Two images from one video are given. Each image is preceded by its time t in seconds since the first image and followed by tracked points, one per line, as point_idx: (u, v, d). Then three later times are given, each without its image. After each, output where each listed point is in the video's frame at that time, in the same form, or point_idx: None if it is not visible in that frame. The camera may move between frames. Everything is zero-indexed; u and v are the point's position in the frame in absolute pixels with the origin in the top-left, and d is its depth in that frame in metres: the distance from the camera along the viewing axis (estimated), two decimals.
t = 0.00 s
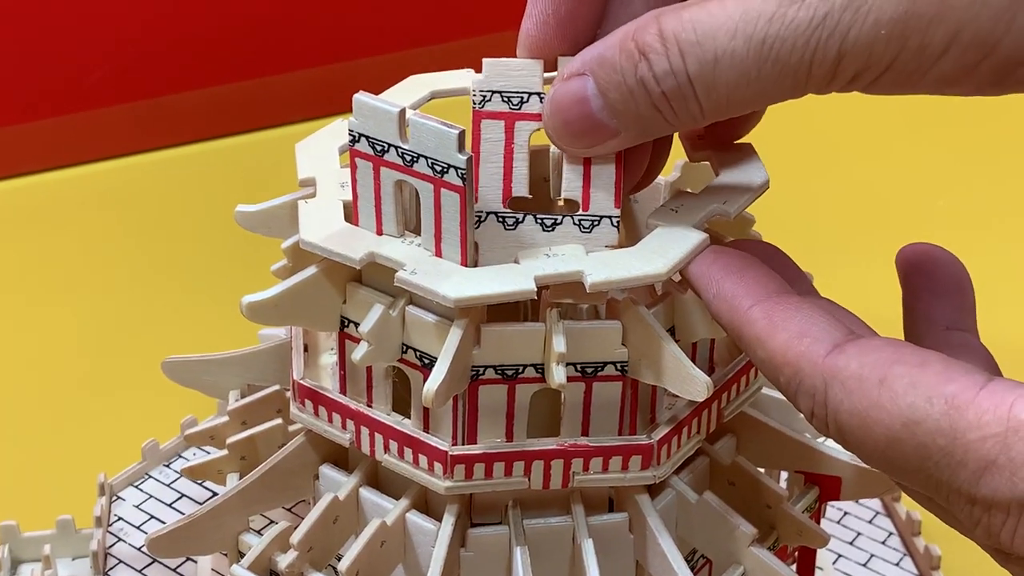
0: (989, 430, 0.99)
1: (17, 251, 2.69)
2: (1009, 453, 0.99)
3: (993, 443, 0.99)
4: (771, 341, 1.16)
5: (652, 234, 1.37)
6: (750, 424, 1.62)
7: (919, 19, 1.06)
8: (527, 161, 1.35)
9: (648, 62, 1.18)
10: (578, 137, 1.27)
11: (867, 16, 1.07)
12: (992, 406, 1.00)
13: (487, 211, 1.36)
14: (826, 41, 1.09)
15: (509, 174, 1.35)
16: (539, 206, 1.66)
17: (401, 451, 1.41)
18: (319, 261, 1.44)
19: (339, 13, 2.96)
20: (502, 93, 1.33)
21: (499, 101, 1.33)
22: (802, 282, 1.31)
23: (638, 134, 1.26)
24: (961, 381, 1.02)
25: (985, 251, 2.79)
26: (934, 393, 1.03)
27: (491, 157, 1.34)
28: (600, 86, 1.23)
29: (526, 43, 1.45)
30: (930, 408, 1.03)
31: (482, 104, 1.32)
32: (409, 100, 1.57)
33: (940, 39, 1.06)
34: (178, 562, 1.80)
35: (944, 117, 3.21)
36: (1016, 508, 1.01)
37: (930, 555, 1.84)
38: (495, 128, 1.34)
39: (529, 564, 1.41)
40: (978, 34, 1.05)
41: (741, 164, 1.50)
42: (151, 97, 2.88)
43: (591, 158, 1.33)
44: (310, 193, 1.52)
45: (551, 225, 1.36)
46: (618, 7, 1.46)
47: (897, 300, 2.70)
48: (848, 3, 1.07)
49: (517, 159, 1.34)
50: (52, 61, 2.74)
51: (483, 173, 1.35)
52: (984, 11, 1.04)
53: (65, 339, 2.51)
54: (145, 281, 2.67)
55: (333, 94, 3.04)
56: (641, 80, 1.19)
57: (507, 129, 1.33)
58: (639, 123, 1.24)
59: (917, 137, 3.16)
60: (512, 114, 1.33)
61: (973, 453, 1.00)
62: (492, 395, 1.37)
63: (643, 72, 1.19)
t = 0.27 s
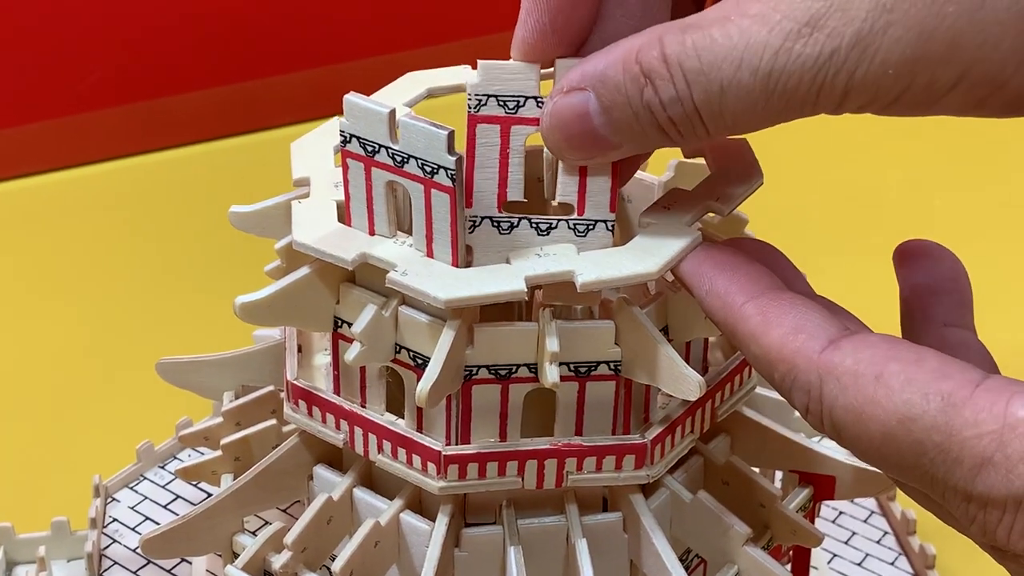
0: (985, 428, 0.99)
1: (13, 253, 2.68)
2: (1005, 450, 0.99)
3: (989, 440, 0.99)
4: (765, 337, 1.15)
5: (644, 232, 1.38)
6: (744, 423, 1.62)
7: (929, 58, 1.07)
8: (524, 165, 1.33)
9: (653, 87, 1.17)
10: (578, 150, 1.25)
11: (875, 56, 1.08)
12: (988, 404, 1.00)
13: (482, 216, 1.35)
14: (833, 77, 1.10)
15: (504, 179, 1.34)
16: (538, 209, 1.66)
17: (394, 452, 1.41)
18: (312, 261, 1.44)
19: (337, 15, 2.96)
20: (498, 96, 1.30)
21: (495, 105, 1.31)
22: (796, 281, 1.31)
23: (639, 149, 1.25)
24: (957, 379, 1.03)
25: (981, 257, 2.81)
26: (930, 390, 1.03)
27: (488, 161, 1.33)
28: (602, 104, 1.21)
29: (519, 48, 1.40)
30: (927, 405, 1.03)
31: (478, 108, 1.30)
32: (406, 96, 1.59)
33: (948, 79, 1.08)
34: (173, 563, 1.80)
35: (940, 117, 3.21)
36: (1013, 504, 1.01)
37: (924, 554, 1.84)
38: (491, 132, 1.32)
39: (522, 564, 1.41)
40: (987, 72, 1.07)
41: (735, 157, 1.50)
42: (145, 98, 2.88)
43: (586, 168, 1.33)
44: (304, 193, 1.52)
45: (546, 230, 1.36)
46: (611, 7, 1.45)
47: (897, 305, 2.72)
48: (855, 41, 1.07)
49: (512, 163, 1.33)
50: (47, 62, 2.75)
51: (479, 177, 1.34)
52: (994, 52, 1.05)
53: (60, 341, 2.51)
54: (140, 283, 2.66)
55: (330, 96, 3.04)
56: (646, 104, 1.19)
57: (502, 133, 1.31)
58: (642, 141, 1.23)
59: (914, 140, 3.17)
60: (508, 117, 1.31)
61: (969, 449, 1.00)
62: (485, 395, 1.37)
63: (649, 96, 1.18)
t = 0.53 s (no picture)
0: (985, 434, 0.99)
1: (12, 258, 2.68)
2: (1004, 456, 0.99)
3: (989, 446, 0.99)
4: (765, 341, 1.15)
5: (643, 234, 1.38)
6: (745, 426, 1.62)
7: (907, 68, 1.04)
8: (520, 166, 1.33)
9: (636, 94, 1.18)
10: (568, 152, 1.27)
11: (853, 65, 1.06)
12: (987, 410, 1.00)
13: (479, 219, 1.35)
14: (813, 85, 1.09)
15: (502, 180, 1.34)
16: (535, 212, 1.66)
17: (394, 455, 1.41)
18: (311, 265, 1.44)
19: (334, 19, 2.96)
20: (492, 99, 1.30)
21: (489, 107, 1.30)
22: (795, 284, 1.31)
23: (628, 152, 1.26)
24: (957, 385, 1.02)
25: (977, 258, 2.81)
26: (930, 395, 1.02)
27: (484, 163, 1.33)
28: (589, 108, 1.22)
29: (510, 50, 1.42)
30: (926, 411, 1.02)
31: (471, 111, 1.30)
32: (405, 102, 1.58)
33: (926, 88, 1.05)
34: (173, 567, 1.80)
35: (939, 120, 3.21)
36: (1012, 510, 1.00)
37: (925, 557, 1.84)
38: (486, 135, 1.31)
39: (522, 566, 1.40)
40: (965, 81, 1.03)
41: (733, 163, 1.51)
42: (145, 102, 2.88)
43: (583, 170, 1.33)
44: (304, 197, 1.52)
45: (544, 231, 1.36)
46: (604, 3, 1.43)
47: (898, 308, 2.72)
48: (833, 50, 1.06)
49: (509, 165, 1.33)
50: (46, 67, 2.75)
51: (476, 180, 1.34)
52: (972, 62, 1.02)
53: (60, 345, 2.51)
54: (140, 288, 2.67)
55: (328, 100, 3.04)
56: (630, 110, 1.19)
57: (498, 135, 1.31)
58: (628, 145, 1.24)
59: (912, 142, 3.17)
60: (503, 120, 1.31)
61: (969, 455, 1.00)
62: (485, 398, 1.37)
63: (632, 103, 1.19)
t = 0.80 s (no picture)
0: (987, 442, 0.99)
1: (13, 263, 2.68)
2: (1006, 465, 0.98)
3: (991, 455, 0.99)
4: (767, 348, 1.15)
5: (644, 239, 1.38)
6: (747, 431, 1.62)
7: (921, 70, 1.05)
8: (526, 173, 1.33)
9: (646, 99, 1.17)
10: (577, 159, 1.26)
11: (867, 68, 1.06)
12: (989, 419, 1.00)
13: (486, 224, 1.35)
14: (826, 88, 1.09)
15: (507, 188, 1.34)
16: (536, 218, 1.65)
17: (397, 461, 1.41)
18: (313, 271, 1.45)
19: (334, 23, 2.96)
20: (498, 106, 1.30)
21: (495, 114, 1.30)
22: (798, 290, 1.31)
23: (638, 158, 1.26)
24: (960, 393, 1.02)
25: (979, 261, 2.81)
26: (933, 404, 1.02)
27: (490, 170, 1.33)
28: (598, 114, 1.22)
29: (514, 57, 1.38)
30: (928, 419, 1.02)
31: (477, 118, 1.30)
32: (407, 110, 1.58)
33: (940, 91, 1.06)
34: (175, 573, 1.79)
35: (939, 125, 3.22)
36: (1013, 519, 1.00)
37: (927, 562, 1.84)
38: (491, 142, 1.31)
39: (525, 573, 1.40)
40: (978, 85, 1.05)
41: (734, 168, 1.51)
42: (145, 107, 2.88)
43: (589, 175, 1.33)
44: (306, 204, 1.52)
45: (550, 236, 1.36)
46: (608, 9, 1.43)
47: (900, 310, 2.71)
48: (847, 53, 1.06)
49: (514, 172, 1.33)
50: (46, 73, 2.76)
51: (482, 187, 1.34)
52: (985, 64, 1.03)
53: (62, 350, 2.51)
54: (141, 293, 2.67)
55: (329, 105, 3.05)
56: (641, 116, 1.19)
57: (503, 142, 1.31)
58: (639, 150, 1.24)
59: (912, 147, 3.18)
60: (508, 126, 1.31)
61: (970, 464, 1.00)
62: (487, 404, 1.37)
63: (643, 107, 1.18)
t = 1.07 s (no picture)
0: (987, 449, 0.99)
1: (12, 266, 2.68)
2: (1005, 473, 0.99)
3: (991, 462, 0.99)
4: (766, 353, 1.15)
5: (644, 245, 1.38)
6: (745, 436, 1.62)
7: (926, 46, 1.06)
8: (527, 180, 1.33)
9: (651, 87, 1.18)
10: (582, 158, 1.25)
11: (870, 46, 1.07)
12: (989, 426, 1.00)
13: (486, 230, 1.35)
14: (828, 69, 1.09)
15: (508, 193, 1.34)
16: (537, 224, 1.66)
17: (397, 466, 1.42)
18: (312, 276, 1.45)
19: (333, 25, 2.97)
20: (500, 111, 1.30)
21: (497, 120, 1.30)
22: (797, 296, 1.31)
23: (642, 155, 1.25)
24: (960, 400, 1.03)
25: (979, 262, 2.80)
26: (932, 410, 1.02)
27: (491, 175, 1.33)
28: (603, 107, 1.22)
29: (519, 62, 1.42)
30: (928, 425, 1.02)
31: (480, 123, 1.30)
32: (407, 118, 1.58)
33: (948, 65, 1.07)
34: None
35: (938, 128, 3.22)
36: (1013, 526, 1.01)
37: (926, 566, 1.85)
38: (494, 147, 1.32)
39: None
40: (987, 59, 1.06)
41: (731, 174, 1.51)
42: (144, 112, 2.88)
43: (591, 179, 1.33)
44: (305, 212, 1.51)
45: (551, 243, 1.36)
46: (609, 18, 1.45)
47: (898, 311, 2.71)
48: (849, 32, 1.07)
49: (516, 177, 1.33)
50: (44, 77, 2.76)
51: (483, 192, 1.34)
52: (992, 36, 1.05)
53: (61, 353, 2.51)
54: (141, 296, 2.67)
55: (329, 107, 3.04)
56: (646, 104, 1.19)
57: (505, 148, 1.31)
58: (643, 145, 1.23)
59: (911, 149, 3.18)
60: (510, 133, 1.31)
61: (970, 471, 1.00)
62: (486, 410, 1.37)
63: (647, 96, 1.18)
